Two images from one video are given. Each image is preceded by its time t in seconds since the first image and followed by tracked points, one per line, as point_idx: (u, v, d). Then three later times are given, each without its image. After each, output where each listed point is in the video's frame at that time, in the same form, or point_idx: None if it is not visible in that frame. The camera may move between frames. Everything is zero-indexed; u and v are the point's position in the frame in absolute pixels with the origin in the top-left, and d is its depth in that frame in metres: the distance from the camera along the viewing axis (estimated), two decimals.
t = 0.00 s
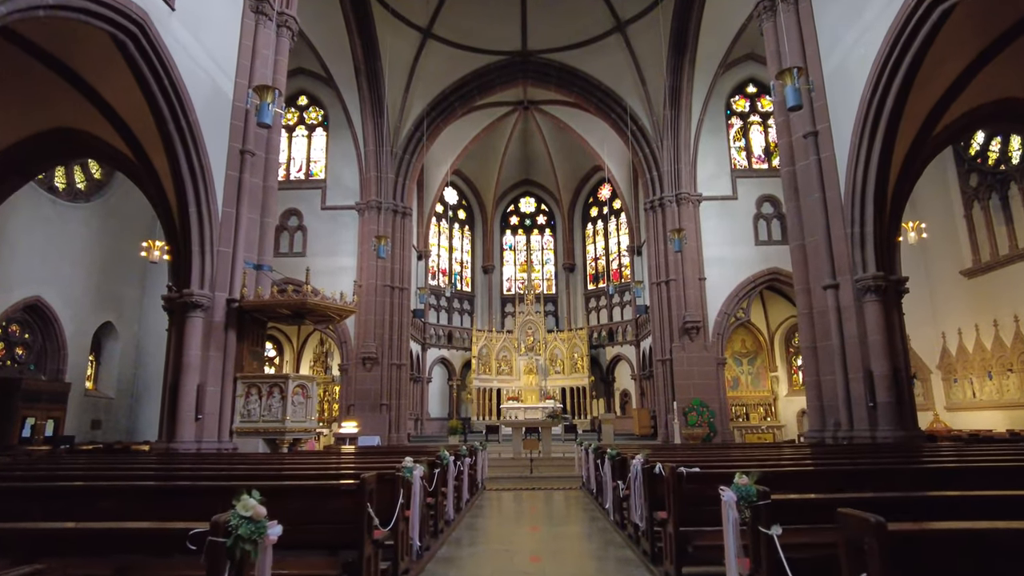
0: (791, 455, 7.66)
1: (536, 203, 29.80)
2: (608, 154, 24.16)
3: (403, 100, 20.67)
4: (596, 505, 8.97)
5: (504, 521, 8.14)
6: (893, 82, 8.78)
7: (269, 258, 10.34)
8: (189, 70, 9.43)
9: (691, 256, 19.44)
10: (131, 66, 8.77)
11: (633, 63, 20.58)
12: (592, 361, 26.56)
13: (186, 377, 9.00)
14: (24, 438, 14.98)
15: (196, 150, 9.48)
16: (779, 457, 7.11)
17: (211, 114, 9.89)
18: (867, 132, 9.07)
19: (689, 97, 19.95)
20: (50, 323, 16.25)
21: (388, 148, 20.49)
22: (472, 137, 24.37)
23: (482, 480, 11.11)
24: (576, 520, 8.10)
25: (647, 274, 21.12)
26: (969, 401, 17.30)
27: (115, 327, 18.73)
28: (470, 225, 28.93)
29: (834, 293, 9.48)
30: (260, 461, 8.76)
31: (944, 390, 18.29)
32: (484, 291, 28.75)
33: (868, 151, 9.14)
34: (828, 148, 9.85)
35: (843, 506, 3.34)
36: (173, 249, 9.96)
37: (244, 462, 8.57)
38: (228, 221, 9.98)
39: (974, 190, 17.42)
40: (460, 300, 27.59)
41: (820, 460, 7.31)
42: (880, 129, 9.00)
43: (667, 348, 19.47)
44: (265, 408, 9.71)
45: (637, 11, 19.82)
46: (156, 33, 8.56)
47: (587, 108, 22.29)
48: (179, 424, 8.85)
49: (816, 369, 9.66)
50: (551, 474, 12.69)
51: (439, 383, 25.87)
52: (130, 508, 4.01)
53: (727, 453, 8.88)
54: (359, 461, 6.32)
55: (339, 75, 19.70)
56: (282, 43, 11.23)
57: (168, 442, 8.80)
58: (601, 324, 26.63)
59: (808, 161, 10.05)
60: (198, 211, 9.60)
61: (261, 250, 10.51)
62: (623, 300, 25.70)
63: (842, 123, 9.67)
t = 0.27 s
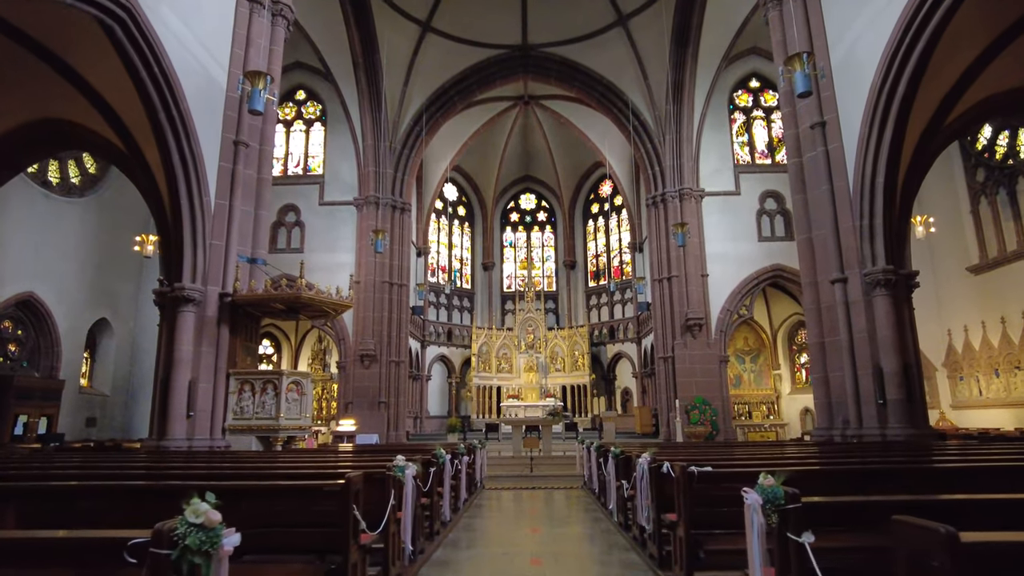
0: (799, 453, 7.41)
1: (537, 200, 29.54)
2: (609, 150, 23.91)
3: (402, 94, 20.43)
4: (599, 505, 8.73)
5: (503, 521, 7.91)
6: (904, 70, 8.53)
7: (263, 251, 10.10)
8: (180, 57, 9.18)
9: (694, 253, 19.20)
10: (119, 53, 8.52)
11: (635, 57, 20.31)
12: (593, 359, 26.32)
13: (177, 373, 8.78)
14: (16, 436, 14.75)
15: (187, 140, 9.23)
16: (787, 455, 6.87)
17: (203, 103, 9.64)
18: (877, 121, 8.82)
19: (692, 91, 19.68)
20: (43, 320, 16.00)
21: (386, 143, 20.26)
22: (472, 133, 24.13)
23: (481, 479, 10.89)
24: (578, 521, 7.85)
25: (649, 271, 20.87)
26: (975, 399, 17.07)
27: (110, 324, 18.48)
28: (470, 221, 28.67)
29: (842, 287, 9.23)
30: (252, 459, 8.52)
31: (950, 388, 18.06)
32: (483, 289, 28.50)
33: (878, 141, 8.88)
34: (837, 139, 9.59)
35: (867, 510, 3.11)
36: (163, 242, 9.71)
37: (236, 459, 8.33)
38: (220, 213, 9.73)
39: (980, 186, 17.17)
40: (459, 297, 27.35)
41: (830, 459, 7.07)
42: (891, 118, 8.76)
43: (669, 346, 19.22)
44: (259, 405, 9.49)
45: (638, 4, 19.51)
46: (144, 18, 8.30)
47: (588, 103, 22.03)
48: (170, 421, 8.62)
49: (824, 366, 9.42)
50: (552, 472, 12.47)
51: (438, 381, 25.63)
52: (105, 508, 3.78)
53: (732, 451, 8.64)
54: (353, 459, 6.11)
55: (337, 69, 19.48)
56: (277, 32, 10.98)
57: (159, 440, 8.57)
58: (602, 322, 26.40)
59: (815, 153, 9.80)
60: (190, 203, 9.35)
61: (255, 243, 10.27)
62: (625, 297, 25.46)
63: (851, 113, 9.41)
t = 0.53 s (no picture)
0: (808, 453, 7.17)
1: (537, 196, 29.26)
2: (610, 146, 23.65)
3: (400, 88, 20.15)
4: (600, 507, 8.49)
5: (502, 523, 7.66)
6: (916, 58, 8.26)
7: (256, 246, 9.84)
8: (170, 46, 8.92)
9: (696, 249, 18.94)
10: (106, 40, 8.26)
11: (637, 50, 20.02)
12: (594, 357, 26.05)
13: (167, 370, 8.53)
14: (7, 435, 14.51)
15: (177, 130, 8.96)
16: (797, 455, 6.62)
17: (194, 93, 9.38)
18: (887, 111, 8.55)
19: (694, 85, 19.38)
20: (36, 317, 15.76)
21: (385, 137, 20.00)
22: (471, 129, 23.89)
23: (480, 479, 10.64)
24: (579, 524, 7.60)
25: (650, 268, 20.60)
26: (982, 397, 16.82)
27: (104, 321, 18.22)
28: (470, 218, 28.40)
29: (851, 282, 8.96)
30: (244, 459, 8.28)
31: (956, 386, 17.80)
32: (483, 286, 28.23)
33: (889, 132, 8.61)
34: (845, 130, 9.32)
35: (896, 518, 2.86)
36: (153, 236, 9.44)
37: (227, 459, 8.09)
38: (212, 206, 9.47)
39: (988, 181, 16.88)
40: (459, 294, 27.08)
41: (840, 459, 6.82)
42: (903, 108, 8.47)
43: (671, 343, 18.95)
44: (251, 403, 9.25)
45: None
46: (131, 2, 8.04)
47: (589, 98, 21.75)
48: (159, 420, 8.37)
49: (831, 363, 9.16)
50: (553, 472, 12.24)
51: (437, 379, 25.38)
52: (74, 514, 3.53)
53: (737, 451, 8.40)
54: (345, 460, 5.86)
55: (335, 63, 19.25)
56: (271, 21, 10.72)
57: (148, 439, 8.32)
58: (603, 319, 26.14)
59: (823, 145, 9.53)
60: (180, 196, 9.10)
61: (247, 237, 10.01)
62: (626, 294, 25.20)
63: (860, 103, 9.14)
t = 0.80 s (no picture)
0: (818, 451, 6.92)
1: (537, 192, 28.98)
2: (611, 141, 23.40)
3: (398, 81, 19.88)
4: (602, 508, 8.23)
5: (500, 525, 7.41)
6: (930, 44, 7.98)
7: (248, 239, 9.59)
8: (157, 33, 8.66)
9: (698, 244, 18.69)
10: (90, 24, 7.99)
11: (638, 43, 19.74)
12: (595, 354, 25.80)
13: (155, 366, 8.29)
14: None
15: (165, 119, 8.70)
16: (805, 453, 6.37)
17: (183, 81, 9.11)
18: (897, 99, 8.29)
19: (696, 78, 19.11)
20: (27, 313, 15.49)
21: (382, 132, 19.76)
22: (470, 124, 23.68)
23: (478, 478, 10.39)
24: (580, 526, 7.34)
25: (652, 264, 20.35)
26: (988, 395, 16.59)
27: (98, 317, 17.96)
28: (469, 214, 28.13)
29: (859, 276, 8.70)
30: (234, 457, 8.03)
31: (962, 384, 17.54)
32: (482, 283, 27.97)
33: (898, 120, 8.35)
34: (853, 119, 9.05)
35: (927, 525, 2.62)
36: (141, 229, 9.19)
37: (216, 458, 7.84)
38: (202, 198, 9.22)
39: (995, 175, 16.61)
40: (458, 291, 26.82)
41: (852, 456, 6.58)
42: (913, 96, 8.21)
43: (672, 340, 18.69)
44: (242, 400, 9.00)
45: None
46: None
47: (589, 92, 21.49)
48: (148, 417, 8.13)
49: (839, 359, 8.90)
50: (553, 471, 11.99)
51: (436, 377, 25.13)
52: (38, 515, 3.30)
53: (743, 450, 8.14)
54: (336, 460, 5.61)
55: (332, 56, 19.05)
56: (264, 8, 10.44)
57: (136, 437, 8.08)
58: (604, 316, 25.89)
59: (830, 135, 9.26)
60: (169, 187, 8.85)
61: (239, 230, 9.76)
62: (627, 291, 24.94)
63: (868, 91, 8.86)
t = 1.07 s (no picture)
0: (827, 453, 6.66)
1: (537, 191, 28.73)
2: (611, 139, 23.18)
3: (396, 77, 19.64)
4: (603, 512, 7.96)
5: (497, 530, 7.15)
6: (942, 32, 7.72)
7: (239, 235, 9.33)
8: (144, 22, 8.41)
9: (700, 242, 18.44)
10: (75, 13, 7.74)
11: (639, 39, 19.50)
12: (595, 354, 25.54)
13: (142, 365, 8.04)
14: None
15: (153, 112, 8.46)
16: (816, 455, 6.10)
17: (172, 73, 8.86)
18: (907, 90, 8.04)
19: (697, 74, 18.87)
20: (18, 313, 15.23)
21: (380, 129, 19.53)
22: (469, 121, 23.42)
23: (476, 481, 10.13)
24: (581, 532, 7.07)
25: (653, 262, 20.09)
26: (994, 394, 16.35)
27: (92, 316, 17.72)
28: (468, 213, 27.87)
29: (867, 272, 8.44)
30: (222, 459, 7.76)
31: (968, 383, 17.28)
32: (482, 282, 27.72)
33: (909, 112, 8.09)
34: (861, 111, 8.79)
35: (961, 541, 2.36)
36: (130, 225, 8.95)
37: (203, 459, 7.57)
38: (191, 193, 8.96)
39: (1002, 171, 16.35)
40: (457, 290, 26.57)
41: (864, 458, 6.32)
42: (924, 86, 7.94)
43: (673, 339, 18.43)
44: (232, 400, 8.70)
45: None
46: None
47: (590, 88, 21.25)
48: (134, 418, 7.88)
49: (847, 358, 8.64)
50: (553, 473, 11.74)
51: (435, 377, 24.87)
52: None
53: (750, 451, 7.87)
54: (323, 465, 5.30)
55: (328, 51, 18.82)
56: None
57: (122, 439, 7.83)
58: (604, 315, 25.64)
59: (837, 127, 9.00)
60: (158, 181, 8.60)
61: (230, 225, 9.48)
62: (627, 290, 24.68)
63: (877, 82, 8.61)
